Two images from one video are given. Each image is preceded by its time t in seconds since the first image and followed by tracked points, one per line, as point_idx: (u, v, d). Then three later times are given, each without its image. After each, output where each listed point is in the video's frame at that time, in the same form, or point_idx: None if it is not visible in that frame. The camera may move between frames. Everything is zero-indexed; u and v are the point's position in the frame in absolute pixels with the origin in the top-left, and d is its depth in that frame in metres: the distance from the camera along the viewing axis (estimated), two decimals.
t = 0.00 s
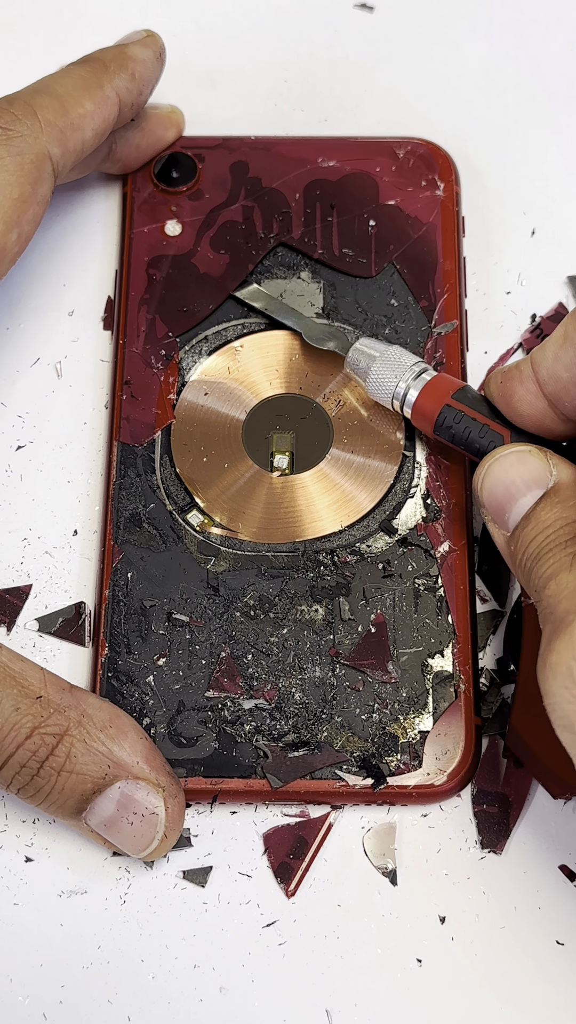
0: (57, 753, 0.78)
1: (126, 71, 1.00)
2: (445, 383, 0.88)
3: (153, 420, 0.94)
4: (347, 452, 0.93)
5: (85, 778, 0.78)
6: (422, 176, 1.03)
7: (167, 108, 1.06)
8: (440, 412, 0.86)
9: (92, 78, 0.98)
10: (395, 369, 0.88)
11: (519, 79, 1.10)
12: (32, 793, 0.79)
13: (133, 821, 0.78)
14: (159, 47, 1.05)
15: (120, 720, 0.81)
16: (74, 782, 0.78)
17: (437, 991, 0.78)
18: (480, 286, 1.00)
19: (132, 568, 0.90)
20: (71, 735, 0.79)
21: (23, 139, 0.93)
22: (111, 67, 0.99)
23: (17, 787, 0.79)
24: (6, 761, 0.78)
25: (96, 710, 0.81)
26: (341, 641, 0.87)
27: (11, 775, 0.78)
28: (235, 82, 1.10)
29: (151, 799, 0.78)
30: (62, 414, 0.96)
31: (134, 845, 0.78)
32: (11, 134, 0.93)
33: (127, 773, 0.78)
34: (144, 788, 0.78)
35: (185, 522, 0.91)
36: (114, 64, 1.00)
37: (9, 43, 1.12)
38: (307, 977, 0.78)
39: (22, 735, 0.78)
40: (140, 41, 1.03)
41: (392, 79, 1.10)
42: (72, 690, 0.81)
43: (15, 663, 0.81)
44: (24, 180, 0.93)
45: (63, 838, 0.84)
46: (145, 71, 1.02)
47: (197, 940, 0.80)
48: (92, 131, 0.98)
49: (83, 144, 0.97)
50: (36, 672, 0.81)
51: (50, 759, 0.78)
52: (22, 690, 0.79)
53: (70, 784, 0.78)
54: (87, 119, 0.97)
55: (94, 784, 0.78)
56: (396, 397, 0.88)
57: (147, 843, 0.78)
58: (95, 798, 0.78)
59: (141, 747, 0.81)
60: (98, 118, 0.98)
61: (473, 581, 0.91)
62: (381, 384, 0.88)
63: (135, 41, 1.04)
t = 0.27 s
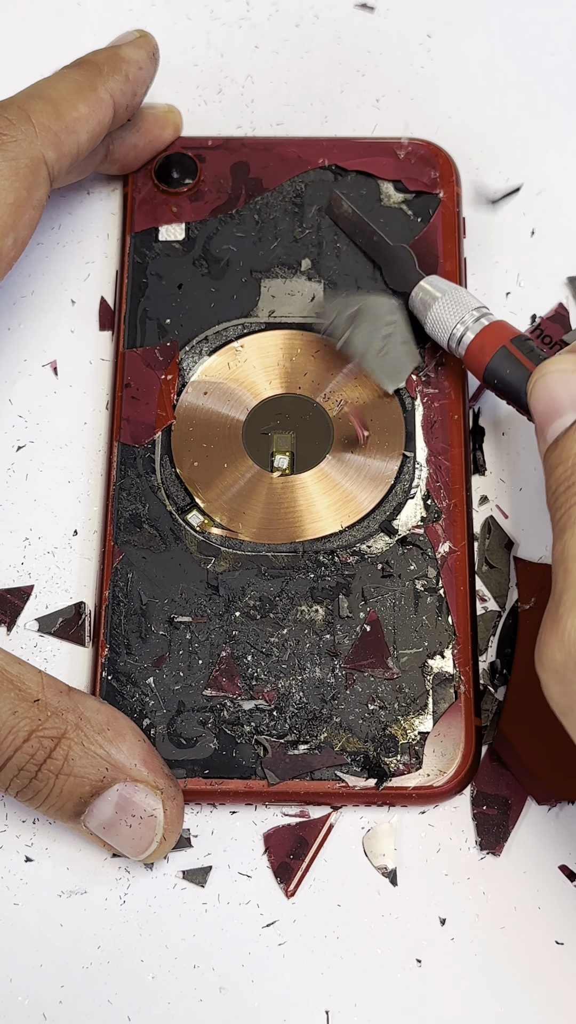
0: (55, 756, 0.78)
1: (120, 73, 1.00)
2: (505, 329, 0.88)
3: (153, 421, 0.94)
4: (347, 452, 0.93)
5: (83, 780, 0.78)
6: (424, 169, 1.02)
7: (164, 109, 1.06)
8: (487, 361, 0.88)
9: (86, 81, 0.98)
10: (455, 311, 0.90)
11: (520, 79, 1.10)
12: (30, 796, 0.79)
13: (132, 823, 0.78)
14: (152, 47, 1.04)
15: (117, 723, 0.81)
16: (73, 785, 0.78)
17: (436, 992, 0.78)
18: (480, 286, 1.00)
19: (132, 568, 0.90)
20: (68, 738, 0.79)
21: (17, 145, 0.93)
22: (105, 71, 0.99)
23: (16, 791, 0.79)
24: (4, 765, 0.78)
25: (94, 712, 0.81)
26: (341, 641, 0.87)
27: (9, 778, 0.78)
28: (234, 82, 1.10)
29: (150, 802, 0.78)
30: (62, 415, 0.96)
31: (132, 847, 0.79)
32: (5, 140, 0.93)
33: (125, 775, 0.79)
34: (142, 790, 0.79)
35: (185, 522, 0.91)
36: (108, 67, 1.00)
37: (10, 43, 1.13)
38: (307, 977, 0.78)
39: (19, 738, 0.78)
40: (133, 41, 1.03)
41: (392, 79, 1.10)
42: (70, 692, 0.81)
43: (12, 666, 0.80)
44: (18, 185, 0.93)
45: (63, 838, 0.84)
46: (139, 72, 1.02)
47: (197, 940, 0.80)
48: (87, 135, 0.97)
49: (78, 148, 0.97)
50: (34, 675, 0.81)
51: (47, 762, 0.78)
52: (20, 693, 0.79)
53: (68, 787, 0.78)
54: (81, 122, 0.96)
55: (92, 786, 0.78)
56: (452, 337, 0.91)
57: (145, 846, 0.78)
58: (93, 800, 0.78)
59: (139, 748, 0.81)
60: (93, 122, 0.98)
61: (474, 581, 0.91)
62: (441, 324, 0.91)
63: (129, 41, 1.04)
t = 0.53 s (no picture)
0: (52, 760, 0.78)
1: (118, 78, 1.00)
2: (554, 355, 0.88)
3: (153, 421, 0.94)
4: (346, 452, 0.93)
5: (82, 784, 0.78)
6: (424, 170, 1.02)
7: (163, 108, 1.06)
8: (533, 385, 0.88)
9: (84, 87, 0.98)
10: (504, 337, 0.90)
11: (519, 79, 1.10)
12: (28, 800, 0.79)
13: (131, 826, 0.78)
14: (150, 53, 1.04)
15: (115, 725, 0.81)
16: (71, 787, 0.78)
17: (437, 991, 0.78)
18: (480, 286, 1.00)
19: (132, 567, 0.90)
20: (66, 742, 0.79)
21: (15, 152, 0.93)
22: (103, 77, 0.99)
23: (14, 795, 0.79)
24: (3, 768, 0.78)
25: (91, 715, 0.81)
26: (341, 641, 0.87)
27: (7, 781, 0.78)
28: (234, 82, 1.10)
29: (149, 803, 0.78)
30: (62, 414, 0.96)
31: (132, 849, 0.79)
32: (3, 146, 0.93)
33: (124, 778, 0.78)
34: (140, 793, 0.79)
35: (185, 522, 0.91)
36: (105, 73, 1.00)
37: (10, 44, 1.13)
38: (307, 977, 0.79)
39: (17, 742, 0.78)
40: (131, 47, 1.03)
41: (392, 79, 1.10)
42: (67, 694, 0.81)
43: (9, 670, 0.80)
44: (16, 192, 0.93)
45: (63, 838, 0.84)
46: (136, 78, 1.02)
47: (197, 940, 0.80)
48: (85, 141, 0.98)
49: (76, 156, 0.98)
50: (31, 678, 0.81)
51: (46, 766, 0.78)
52: (16, 697, 0.79)
53: (67, 790, 0.78)
54: (78, 128, 0.97)
55: (90, 790, 0.78)
56: (501, 365, 0.90)
57: (145, 846, 0.79)
58: (92, 803, 0.78)
59: (137, 750, 0.81)
60: (91, 128, 0.98)
61: (474, 581, 0.91)
62: (488, 349, 0.91)
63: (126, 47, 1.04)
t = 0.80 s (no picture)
0: (53, 758, 0.78)
1: (121, 80, 1.00)
2: None
3: (153, 422, 0.94)
4: (346, 452, 0.93)
5: (83, 782, 0.78)
6: (425, 170, 1.02)
7: (164, 109, 1.06)
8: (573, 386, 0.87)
9: (88, 88, 0.98)
10: (547, 337, 0.88)
11: (520, 79, 1.10)
12: (29, 799, 0.79)
13: (131, 825, 0.78)
14: (153, 55, 1.04)
15: (115, 724, 0.81)
16: (71, 787, 0.78)
17: (436, 991, 0.78)
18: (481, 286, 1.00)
19: (132, 567, 0.90)
20: (67, 740, 0.79)
21: (18, 152, 0.93)
22: (106, 77, 0.99)
23: (15, 794, 0.79)
24: (4, 767, 0.78)
25: (92, 714, 0.81)
26: (341, 641, 0.87)
27: (8, 779, 0.79)
28: (234, 83, 1.10)
29: (149, 802, 0.78)
30: (62, 414, 0.96)
31: (133, 848, 0.79)
32: (6, 146, 0.93)
33: (124, 776, 0.78)
34: (141, 791, 0.78)
35: (185, 522, 0.91)
36: (108, 73, 1.00)
37: (10, 44, 1.13)
38: (307, 977, 0.79)
39: (18, 740, 0.78)
40: (134, 49, 1.03)
41: (393, 79, 1.10)
42: (68, 693, 0.81)
43: (9, 670, 0.80)
44: (20, 193, 0.93)
45: (63, 838, 0.84)
46: (140, 79, 1.02)
47: (197, 940, 0.80)
48: (88, 142, 0.98)
49: (79, 156, 0.98)
50: (32, 677, 0.81)
51: (47, 764, 0.78)
52: (17, 695, 0.79)
53: (67, 789, 0.78)
54: (82, 129, 0.97)
55: (91, 788, 0.78)
56: (544, 366, 0.89)
57: (146, 845, 0.78)
58: (93, 802, 0.78)
59: (138, 749, 0.81)
60: (94, 128, 0.98)
61: (474, 581, 0.90)
62: (531, 349, 0.89)
63: (129, 49, 1.04)
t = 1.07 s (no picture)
0: (53, 758, 0.78)
1: (121, 81, 1.00)
2: None
3: (153, 422, 0.94)
4: (346, 452, 0.93)
5: (83, 782, 0.78)
6: (425, 170, 1.02)
7: (163, 109, 1.06)
8: None
9: (88, 89, 0.98)
10: (554, 337, 0.85)
11: (520, 80, 1.10)
12: (29, 800, 0.79)
13: (131, 825, 0.78)
14: (153, 55, 1.04)
15: (115, 724, 0.81)
16: (71, 786, 0.78)
17: (436, 992, 0.78)
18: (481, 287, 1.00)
19: (132, 567, 0.90)
20: (66, 740, 0.79)
21: (18, 153, 0.93)
22: (106, 78, 0.99)
23: (15, 794, 0.79)
24: (4, 766, 0.78)
25: (92, 714, 0.81)
26: (341, 641, 0.87)
27: (8, 779, 0.79)
28: (234, 82, 1.10)
29: (149, 802, 0.78)
30: (62, 414, 0.96)
31: (133, 848, 0.78)
32: (6, 147, 0.93)
33: (124, 775, 0.79)
34: (141, 792, 0.78)
35: (185, 522, 0.91)
36: (109, 74, 1.00)
37: (10, 44, 1.13)
38: (307, 977, 0.79)
39: (18, 740, 0.78)
40: (134, 49, 1.03)
41: (393, 79, 1.10)
42: (68, 693, 0.81)
43: (9, 670, 0.81)
44: (20, 194, 0.93)
45: (63, 838, 0.84)
46: (140, 79, 1.02)
47: (197, 940, 0.80)
48: (88, 143, 0.98)
49: (79, 157, 0.98)
50: (31, 677, 0.81)
51: (46, 764, 0.78)
52: (18, 695, 0.80)
53: (67, 789, 0.78)
54: (82, 130, 0.97)
55: (91, 788, 0.78)
56: (552, 368, 0.86)
57: (146, 845, 0.78)
58: (93, 802, 0.78)
59: (137, 749, 0.81)
60: (94, 129, 0.98)
61: (474, 581, 0.90)
62: (538, 351, 0.86)
63: (129, 49, 1.04)
